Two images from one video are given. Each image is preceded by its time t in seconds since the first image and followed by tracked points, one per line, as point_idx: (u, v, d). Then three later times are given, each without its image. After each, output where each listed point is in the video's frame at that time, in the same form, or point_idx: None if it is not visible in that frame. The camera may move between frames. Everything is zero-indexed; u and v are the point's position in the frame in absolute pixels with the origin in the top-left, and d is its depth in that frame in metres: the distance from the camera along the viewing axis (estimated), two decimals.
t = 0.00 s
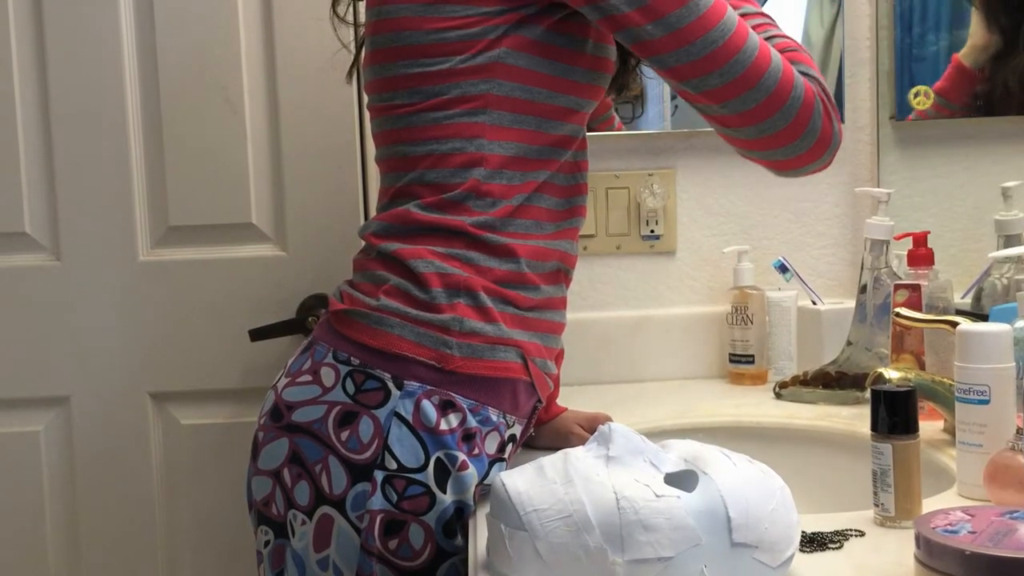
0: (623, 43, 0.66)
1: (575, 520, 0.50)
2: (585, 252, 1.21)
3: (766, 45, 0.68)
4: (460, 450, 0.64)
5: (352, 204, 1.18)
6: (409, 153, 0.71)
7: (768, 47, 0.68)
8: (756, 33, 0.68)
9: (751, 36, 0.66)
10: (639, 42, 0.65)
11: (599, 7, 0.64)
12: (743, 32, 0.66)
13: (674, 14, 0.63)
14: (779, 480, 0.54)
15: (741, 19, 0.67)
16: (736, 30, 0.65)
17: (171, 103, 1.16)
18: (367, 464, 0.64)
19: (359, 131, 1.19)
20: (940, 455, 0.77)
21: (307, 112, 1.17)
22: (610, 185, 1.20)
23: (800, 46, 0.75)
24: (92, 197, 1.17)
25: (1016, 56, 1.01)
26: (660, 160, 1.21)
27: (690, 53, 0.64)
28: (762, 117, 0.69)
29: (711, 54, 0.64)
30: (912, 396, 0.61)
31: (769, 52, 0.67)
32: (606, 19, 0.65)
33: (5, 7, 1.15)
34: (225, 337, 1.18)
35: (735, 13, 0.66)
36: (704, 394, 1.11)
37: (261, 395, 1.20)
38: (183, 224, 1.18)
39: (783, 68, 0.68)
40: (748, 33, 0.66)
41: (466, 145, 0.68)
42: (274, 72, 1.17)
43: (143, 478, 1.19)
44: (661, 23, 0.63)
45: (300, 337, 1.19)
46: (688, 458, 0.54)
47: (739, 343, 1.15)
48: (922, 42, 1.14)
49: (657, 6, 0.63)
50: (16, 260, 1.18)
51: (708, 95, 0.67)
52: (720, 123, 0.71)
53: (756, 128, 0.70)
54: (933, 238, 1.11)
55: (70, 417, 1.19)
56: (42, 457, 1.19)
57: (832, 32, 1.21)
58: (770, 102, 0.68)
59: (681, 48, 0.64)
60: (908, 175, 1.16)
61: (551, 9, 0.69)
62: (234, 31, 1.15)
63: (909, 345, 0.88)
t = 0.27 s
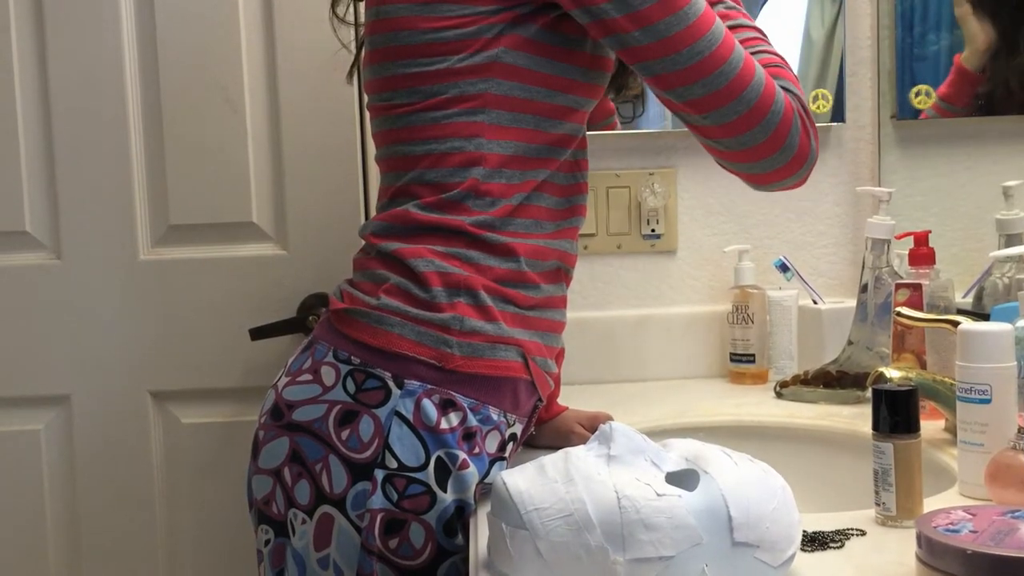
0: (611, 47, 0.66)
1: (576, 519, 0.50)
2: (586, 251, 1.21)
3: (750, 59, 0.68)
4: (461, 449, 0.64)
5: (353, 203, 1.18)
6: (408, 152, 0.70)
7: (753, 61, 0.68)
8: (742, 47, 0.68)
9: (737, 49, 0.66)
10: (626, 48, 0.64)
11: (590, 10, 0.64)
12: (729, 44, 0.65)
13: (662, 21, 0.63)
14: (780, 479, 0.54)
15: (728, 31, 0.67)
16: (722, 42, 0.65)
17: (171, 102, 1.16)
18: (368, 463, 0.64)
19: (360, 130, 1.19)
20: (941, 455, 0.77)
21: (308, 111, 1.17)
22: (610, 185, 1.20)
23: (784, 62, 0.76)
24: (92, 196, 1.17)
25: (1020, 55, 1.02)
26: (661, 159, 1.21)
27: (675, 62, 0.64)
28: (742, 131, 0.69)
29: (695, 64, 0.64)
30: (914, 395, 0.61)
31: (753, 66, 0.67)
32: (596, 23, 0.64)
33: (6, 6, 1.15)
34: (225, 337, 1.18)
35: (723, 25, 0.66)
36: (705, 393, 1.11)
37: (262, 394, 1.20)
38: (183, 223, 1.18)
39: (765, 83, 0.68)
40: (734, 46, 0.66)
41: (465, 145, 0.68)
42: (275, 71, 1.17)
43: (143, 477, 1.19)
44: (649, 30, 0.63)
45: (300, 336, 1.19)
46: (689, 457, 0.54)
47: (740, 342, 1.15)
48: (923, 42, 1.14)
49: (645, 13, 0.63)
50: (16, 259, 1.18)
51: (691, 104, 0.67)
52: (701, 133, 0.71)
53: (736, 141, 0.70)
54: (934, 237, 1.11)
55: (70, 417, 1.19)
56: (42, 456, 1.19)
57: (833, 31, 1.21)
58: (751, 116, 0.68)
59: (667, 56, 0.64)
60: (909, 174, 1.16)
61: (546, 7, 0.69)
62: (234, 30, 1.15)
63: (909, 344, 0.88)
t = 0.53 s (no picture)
0: (610, 46, 0.66)
1: (577, 519, 0.50)
2: (587, 251, 1.21)
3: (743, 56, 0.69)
4: (462, 449, 0.64)
5: (354, 202, 1.18)
6: (408, 152, 0.70)
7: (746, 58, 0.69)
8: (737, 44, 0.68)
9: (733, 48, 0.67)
10: (627, 47, 0.65)
11: (592, 9, 0.64)
12: (726, 42, 0.66)
13: (663, 21, 0.63)
14: (781, 479, 0.54)
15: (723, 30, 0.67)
16: (720, 40, 0.65)
17: (172, 101, 1.16)
18: (369, 463, 0.64)
19: (360, 130, 1.19)
20: (942, 455, 0.76)
21: (308, 110, 1.17)
22: (611, 184, 1.20)
23: (773, 59, 0.77)
24: (92, 196, 1.17)
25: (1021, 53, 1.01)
26: (661, 159, 1.21)
27: (675, 61, 0.65)
28: (735, 126, 0.70)
29: (694, 62, 0.65)
30: (915, 395, 0.61)
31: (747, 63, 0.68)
32: (597, 22, 0.64)
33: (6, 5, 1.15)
34: (225, 336, 1.18)
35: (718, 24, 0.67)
36: (706, 393, 1.11)
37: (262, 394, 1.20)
38: (184, 223, 1.18)
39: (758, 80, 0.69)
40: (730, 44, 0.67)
41: (465, 144, 0.67)
42: (275, 70, 1.17)
43: (143, 477, 1.19)
44: (649, 30, 0.63)
45: (301, 336, 1.19)
46: (690, 457, 0.54)
47: (740, 342, 1.15)
48: (924, 41, 1.14)
49: (647, 14, 0.63)
50: (16, 258, 1.18)
51: (688, 101, 0.67)
52: (695, 128, 0.71)
53: (729, 135, 0.71)
54: (935, 237, 1.11)
55: (71, 416, 1.19)
56: (43, 455, 1.19)
57: (834, 31, 1.21)
58: (744, 112, 0.69)
59: (667, 55, 0.64)
60: (910, 174, 1.16)
61: (546, 7, 0.69)
62: (235, 30, 1.15)
63: (910, 344, 0.88)
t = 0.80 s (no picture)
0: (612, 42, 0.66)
1: (577, 518, 0.50)
2: (587, 251, 1.21)
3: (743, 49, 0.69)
4: (462, 449, 0.64)
5: (354, 202, 1.18)
6: (410, 151, 0.70)
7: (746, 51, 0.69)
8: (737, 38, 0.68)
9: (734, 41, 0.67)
10: (630, 44, 0.65)
11: (596, 7, 0.64)
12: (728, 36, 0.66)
13: (667, 17, 0.63)
14: (781, 479, 0.54)
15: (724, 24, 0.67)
16: (722, 34, 0.66)
17: (172, 101, 1.16)
18: (369, 463, 0.64)
19: (360, 129, 1.19)
20: (942, 455, 0.76)
21: (308, 109, 1.17)
22: (611, 184, 1.20)
23: (769, 48, 0.77)
24: (93, 195, 1.17)
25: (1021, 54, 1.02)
26: (661, 158, 1.21)
27: (677, 57, 0.65)
28: (735, 119, 0.70)
29: (697, 57, 0.65)
30: (916, 395, 0.60)
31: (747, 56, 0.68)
32: (601, 19, 0.64)
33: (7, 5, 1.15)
34: (225, 336, 1.18)
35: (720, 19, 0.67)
36: (706, 393, 1.11)
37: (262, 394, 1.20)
38: (184, 222, 1.18)
39: (758, 72, 0.69)
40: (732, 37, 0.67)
41: (467, 143, 0.67)
42: (275, 70, 1.17)
43: (143, 476, 1.19)
44: (652, 26, 0.63)
45: (301, 335, 1.19)
46: (690, 457, 0.54)
47: (740, 342, 1.15)
48: (924, 41, 1.14)
49: (650, 10, 0.63)
50: (16, 258, 1.18)
51: (690, 95, 0.68)
52: (695, 121, 0.72)
53: (729, 128, 0.71)
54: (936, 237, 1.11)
55: (71, 416, 1.19)
56: (42, 455, 1.19)
57: (834, 31, 1.21)
58: (745, 105, 0.69)
59: (669, 51, 0.64)
60: (911, 173, 1.16)
61: (549, 6, 0.69)
62: (235, 30, 1.15)
63: (910, 344, 0.88)
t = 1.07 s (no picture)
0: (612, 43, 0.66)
1: (576, 518, 0.50)
2: (587, 251, 1.21)
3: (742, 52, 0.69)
4: (462, 449, 0.64)
5: (354, 202, 1.18)
6: (410, 151, 0.70)
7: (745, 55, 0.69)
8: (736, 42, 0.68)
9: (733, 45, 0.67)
10: (629, 46, 0.65)
11: (595, 7, 0.64)
12: (727, 40, 0.66)
13: (666, 20, 0.63)
14: (780, 479, 0.54)
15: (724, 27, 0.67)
16: (721, 37, 0.66)
17: (171, 101, 1.16)
18: (369, 463, 0.64)
19: (360, 130, 1.19)
20: (941, 455, 0.76)
21: (308, 110, 1.17)
22: (611, 184, 1.20)
23: (770, 54, 0.77)
24: (92, 195, 1.17)
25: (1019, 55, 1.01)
26: (661, 158, 1.21)
27: (676, 59, 0.65)
28: (734, 123, 0.70)
29: (696, 60, 0.65)
30: (915, 395, 0.61)
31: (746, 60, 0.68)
32: (600, 20, 0.64)
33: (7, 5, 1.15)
34: (225, 336, 1.18)
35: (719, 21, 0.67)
36: (706, 393, 1.11)
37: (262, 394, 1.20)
38: (184, 222, 1.18)
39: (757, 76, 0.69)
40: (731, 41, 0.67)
41: (467, 143, 0.68)
42: (275, 70, 1.17)
43: (143, 477, 1.19)
44: (650, 28, 0.63)
45: (300, 335, 1.19)
46: (689, 457, 0.55)
47: (740, 342, 1.15)
48: (923, 42, 1.14)
49: (650, 12, 0.62)
50: (15, 258, 1.18)
51: (689, 99, 0.68)
52: (694, 125, 0.72)
53: (728, 132, 0.71)
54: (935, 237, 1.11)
55: (70, 415, 1.19)
56: (42, 455, 1.19)
57: (834, 31, 1.21)
58: (744, 109, 0.69)
59: (668, 54, 0.64)
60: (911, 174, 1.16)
61: (549, 6, 0.69)
62: (235, 30, 1.15)
63: (909, 344, 0.88)
